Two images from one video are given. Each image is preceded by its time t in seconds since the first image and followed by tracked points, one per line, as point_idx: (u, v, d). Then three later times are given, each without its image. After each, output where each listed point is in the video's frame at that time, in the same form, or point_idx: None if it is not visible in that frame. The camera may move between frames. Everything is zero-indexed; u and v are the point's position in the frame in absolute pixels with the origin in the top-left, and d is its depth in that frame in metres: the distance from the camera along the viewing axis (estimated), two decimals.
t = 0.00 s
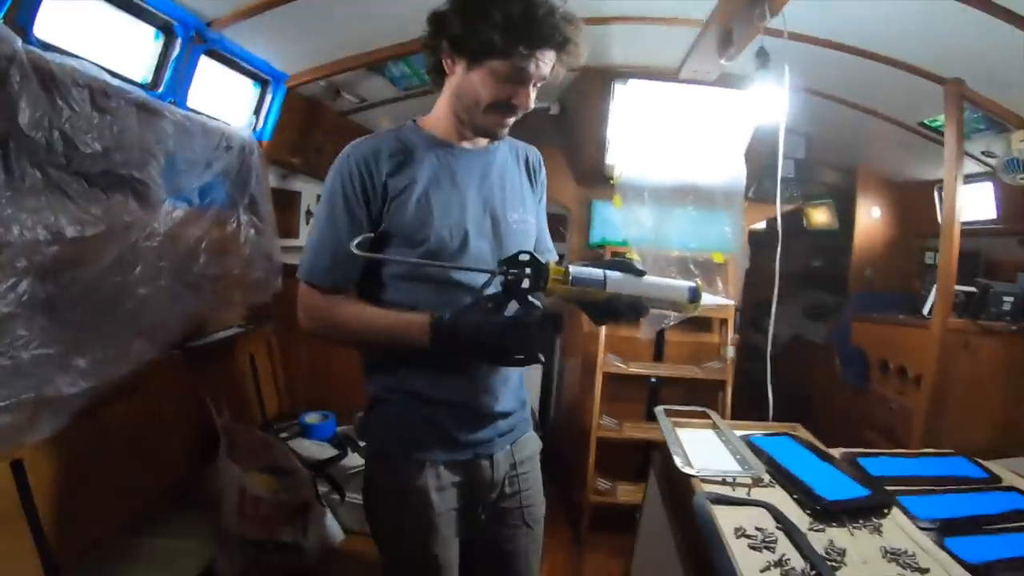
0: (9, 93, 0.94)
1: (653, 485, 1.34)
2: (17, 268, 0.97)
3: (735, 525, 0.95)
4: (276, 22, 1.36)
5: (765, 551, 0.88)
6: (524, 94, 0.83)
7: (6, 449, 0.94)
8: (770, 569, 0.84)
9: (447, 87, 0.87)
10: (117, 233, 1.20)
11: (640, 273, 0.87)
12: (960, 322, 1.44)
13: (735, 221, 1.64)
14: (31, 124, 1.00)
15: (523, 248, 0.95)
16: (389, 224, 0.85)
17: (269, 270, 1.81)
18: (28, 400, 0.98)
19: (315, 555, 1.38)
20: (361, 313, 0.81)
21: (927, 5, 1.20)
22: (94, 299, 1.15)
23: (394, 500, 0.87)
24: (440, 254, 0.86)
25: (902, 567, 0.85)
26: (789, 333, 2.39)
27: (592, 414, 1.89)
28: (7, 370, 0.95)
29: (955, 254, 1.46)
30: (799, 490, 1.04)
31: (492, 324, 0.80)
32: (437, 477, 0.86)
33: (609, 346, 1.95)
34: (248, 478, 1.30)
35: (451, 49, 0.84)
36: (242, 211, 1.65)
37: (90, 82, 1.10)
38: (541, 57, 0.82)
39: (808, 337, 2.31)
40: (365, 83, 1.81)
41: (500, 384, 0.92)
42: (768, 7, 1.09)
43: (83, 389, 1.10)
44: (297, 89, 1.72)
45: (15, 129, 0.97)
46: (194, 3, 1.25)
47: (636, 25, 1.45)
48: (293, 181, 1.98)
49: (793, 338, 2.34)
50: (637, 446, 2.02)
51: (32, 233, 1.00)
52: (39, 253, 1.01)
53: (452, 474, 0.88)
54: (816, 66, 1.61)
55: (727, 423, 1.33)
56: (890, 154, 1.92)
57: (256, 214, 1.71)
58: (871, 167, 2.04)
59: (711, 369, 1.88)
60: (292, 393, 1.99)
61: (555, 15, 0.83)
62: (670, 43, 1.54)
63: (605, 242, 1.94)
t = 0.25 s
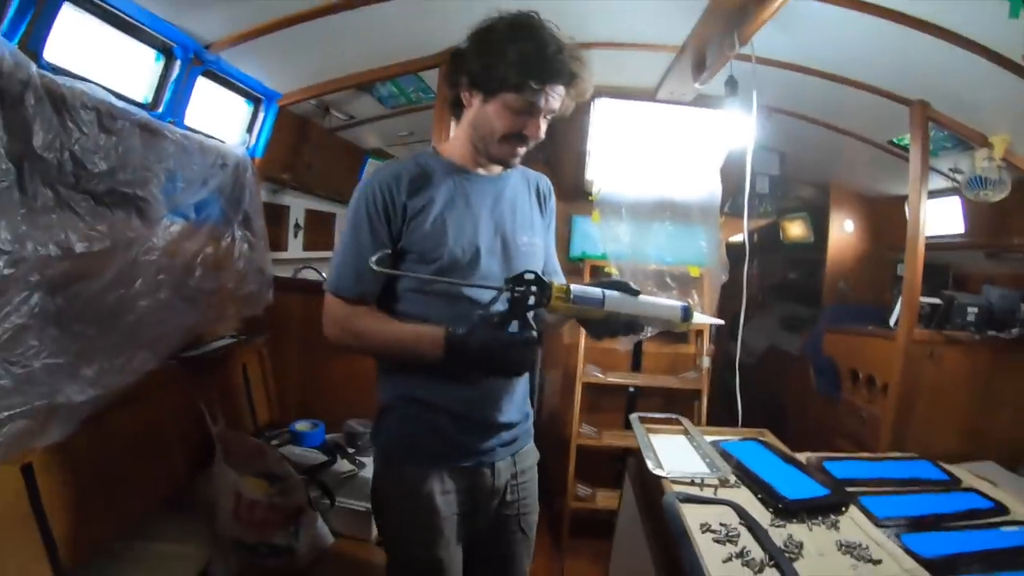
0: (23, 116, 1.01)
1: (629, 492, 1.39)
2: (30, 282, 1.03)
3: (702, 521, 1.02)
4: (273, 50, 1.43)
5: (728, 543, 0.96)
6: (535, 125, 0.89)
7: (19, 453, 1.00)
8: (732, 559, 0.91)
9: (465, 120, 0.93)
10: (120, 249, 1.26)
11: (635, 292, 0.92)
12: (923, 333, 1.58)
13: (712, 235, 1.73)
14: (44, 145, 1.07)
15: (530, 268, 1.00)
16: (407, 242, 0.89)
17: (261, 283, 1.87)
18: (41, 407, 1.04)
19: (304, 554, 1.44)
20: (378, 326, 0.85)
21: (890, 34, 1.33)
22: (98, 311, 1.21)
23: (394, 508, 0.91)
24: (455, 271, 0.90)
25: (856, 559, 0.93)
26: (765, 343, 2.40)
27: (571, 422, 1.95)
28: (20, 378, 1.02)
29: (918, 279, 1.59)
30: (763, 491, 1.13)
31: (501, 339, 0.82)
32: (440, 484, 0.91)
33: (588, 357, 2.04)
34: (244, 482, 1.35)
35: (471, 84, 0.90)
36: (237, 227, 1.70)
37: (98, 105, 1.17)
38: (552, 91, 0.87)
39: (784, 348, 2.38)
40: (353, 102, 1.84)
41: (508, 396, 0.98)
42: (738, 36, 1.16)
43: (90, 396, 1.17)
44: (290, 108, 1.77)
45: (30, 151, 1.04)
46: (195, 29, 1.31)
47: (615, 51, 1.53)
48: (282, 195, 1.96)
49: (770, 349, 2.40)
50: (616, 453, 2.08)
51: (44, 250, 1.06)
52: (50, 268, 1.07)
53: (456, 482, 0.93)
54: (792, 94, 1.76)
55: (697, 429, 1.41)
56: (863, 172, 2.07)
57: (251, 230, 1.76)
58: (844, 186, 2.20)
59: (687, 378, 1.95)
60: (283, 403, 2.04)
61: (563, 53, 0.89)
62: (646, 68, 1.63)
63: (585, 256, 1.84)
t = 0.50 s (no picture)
0: (39, 124, 1.05)
1: (623, 495, 1.42)
2: (42, 285, 1.08)
3: (692, 521, 1.05)
4: (278, 62, 1.47)
5: (717, 542, 0.99)
6: (559, 138, 0.92)
7: (31, 451, 1.03)
8: (720, 556, 0.94)
9: (490, 133, 0.96)
10: (128, 254, 1.30)
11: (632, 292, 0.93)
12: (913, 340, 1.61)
13: (707, 244, 1.72)
14: (59, 153, 1.10)
15: (543, 277, 1.03)
16: (427, 250, 0.92)
17: (264, 288, 1.90)
18: (53, 406, 1.08)
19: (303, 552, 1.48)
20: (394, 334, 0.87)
21: (881, 49, 1.37)
22: (105, 314, 1.25)
23: (400, 509, 0.94)
24: (473, 279, 0.92)
25: (840, 556, 0.96)
26: (761, 349, 2.52)
27: (567, 426, 1.98)
28: (33, 378, 1.06)
29: (907, 291, 1.63)
30: (752, 492, 1.16)
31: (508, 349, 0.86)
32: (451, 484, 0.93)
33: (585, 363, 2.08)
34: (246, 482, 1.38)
35: (497, 97, 0.93)
36: (240, 233, 1.73)
37: (110, 114, 1.21)
38: (576, 106, 0.91)
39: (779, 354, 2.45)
40: (354, 111, 1.86)
41: (518, 401, 1.00)
42: (730, 51, 1.21)
43: (99, 397, 1.21)
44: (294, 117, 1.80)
45: (45, 158, 1.08)
46: (202, 39, 1.32)
47: (613, 63, 1.57)
48: (285, 202, 1.96)
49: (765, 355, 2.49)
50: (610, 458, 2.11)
51: (57, 255, 1.11)
52: (63, 271, 1.12)
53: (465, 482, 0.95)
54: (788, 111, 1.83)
55: (689, 433, 1.45)
56: (857, 182, 2.10)
57: (254, 236, 1.80)
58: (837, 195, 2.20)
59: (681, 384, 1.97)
60: (284, 406, 2.08)
61: (586, 70, 0.93)
62: (642, 79, 1.67)
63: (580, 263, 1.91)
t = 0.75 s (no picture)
0: (36, 120, 1.05)
1: (616, 495, 1.43)
2: (38, 281, 1.08)
3: (684, 519, 1.06)
4: (273, 60, 1.47)
5: (709, 540, 0.99)
6: (565, 135, 0.93)
7: (24, 446, 1.04)
8: (712, 554, 0.95)
9: (494, 129, 0.96)
10: (123, 250, 1.30)
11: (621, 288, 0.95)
12: (904, 341, 1.67)
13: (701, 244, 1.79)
14: (55, 149, 1.10)
15: (542, 275, 1.03)
16: (424, 245, 0.92)
17: (258, 286, 1.89)
18: (46, 402, 1.08)
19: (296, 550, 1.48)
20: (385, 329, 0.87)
21: (873, 53, 1.38)
22: (99, 310, 1.25)
23: (397, 507, 0.94)
24: (471, 275, 0.92)
25: (832, 555, 0.96)
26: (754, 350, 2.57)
27: (561, 426, 1.99)
28: (25, 374, 1.06)
29: (900, 290, 1.71)
30: (744, 490, 1.17)
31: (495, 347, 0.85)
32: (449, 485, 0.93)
33: (580, 363, 2.08)
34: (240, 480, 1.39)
35: (503, 93, 0.93)
36: (236, 230, 1.73)
37: (107, 110, 1.21)
38: (583, 104, 0.92)
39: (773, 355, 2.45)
40: (351, 110, 1.86)
41: (518, 400, 1.01)
42: (725, 52, 1.21)
43: (92, 393, 1.21)
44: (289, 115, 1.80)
45: (42, 154, 1.08)
46: (198, 36, 1.33)
47: (609, 64, 1.58)
48: (280, 200, 1.96)
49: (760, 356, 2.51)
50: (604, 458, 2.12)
51: (53, 250, 1.11)
52: (58, 267, 1.12)
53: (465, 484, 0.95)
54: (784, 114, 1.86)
55: (682, 432, 1.45)
56: (851, 184, 2.11)
57: (249, 234, 1.79)
58: (832, 196, 2.20)
59: (675, 385, 1.98)
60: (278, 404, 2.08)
61: (593, 69, 0.95)
62: (638, 79, 1.68)
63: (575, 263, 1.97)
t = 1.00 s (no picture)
0: (36, 117, 1.05)
1: (613, 495, 1.43)
2: (36, 278, 1.08)
3: (681, 520, 1.06)
4: (273, 58, 1.46)
5: (706, 540, 1.00)
6: (570, 144, 0.94)
7: (21, 444, 1.04)
8: (709, 554, 0.95)
9: (497, 132, 0.95)
10: (121, 248, 1.30)
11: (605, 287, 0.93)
12: (902, 343, 1.69)
13: (701, 245, 1.79)
14: (55, 147, 1.10)
15: (535, 275, 1.04)
16: (415, 242, 0.92)
17: (257, 285, 1.89)
18: (44, 400, 1.09)
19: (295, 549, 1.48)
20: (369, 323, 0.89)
21: (874, 57, 1.39)
22: (97, 308, 1.25)
23: (392, 507, 0.94)
24: (461, 274, 0.92)
25: (828, 556, 0.97)
26: (752, 352, 2.55)
27: (559, 426, 1.99)
28: (23, 372, 1.06)
29: (897, 294, 1.74)
30: (740, 491, 1.17)
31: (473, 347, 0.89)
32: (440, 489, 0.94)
33: (578, 364, 2.09)
34: (239, 478, 1.38)
35: (513, 96, 0.93)
36: (234, 229, 1.73)
37: (107, 109, 1.21)
38: (589, 116, 0.94)
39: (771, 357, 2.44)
40: (350, 110, 1.86)
41: (512, 406, 1.01)
42: (726, 54, 1.20)
43: (89, 391, 1.21)
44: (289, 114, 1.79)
45: (42, 152, 1.08)
46: (198, 35, 1.31)
47: (610, 65, 1.58)
48: (279, 199, 1.92)
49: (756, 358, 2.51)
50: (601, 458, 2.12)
51: (52, 248, 1.11)
52: (57, 265, 1.12)
53: (457, 489, 0.96)
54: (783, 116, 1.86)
55: (680, 433, 1.45)
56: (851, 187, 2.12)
57: (247, 233, 1.79)
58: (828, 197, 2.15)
59: (673, 386, 1.98)
60: (275, 403, 2.07)
61: (603, 80, 0.96)
62: (638, 82, 1.68)
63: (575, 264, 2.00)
